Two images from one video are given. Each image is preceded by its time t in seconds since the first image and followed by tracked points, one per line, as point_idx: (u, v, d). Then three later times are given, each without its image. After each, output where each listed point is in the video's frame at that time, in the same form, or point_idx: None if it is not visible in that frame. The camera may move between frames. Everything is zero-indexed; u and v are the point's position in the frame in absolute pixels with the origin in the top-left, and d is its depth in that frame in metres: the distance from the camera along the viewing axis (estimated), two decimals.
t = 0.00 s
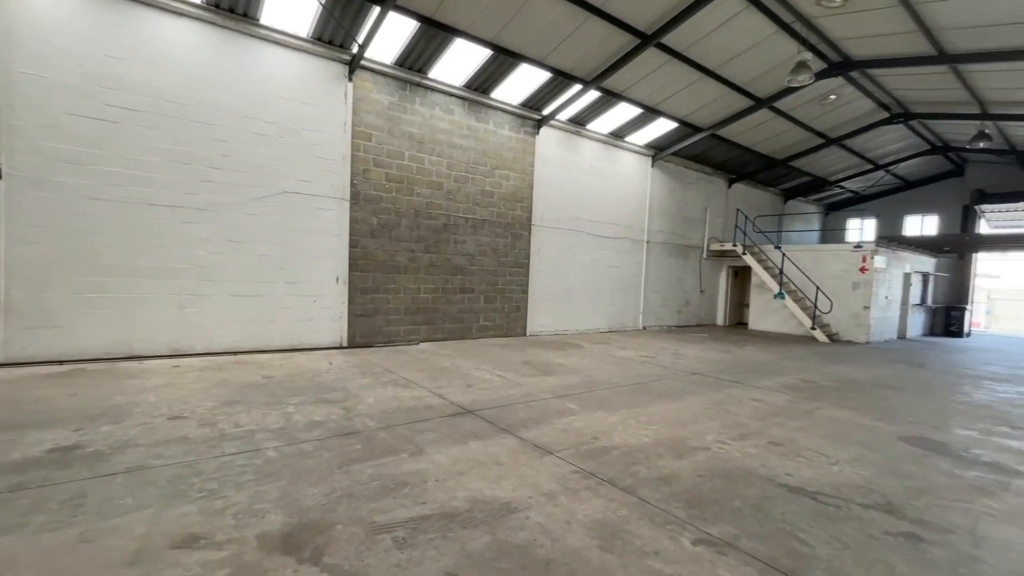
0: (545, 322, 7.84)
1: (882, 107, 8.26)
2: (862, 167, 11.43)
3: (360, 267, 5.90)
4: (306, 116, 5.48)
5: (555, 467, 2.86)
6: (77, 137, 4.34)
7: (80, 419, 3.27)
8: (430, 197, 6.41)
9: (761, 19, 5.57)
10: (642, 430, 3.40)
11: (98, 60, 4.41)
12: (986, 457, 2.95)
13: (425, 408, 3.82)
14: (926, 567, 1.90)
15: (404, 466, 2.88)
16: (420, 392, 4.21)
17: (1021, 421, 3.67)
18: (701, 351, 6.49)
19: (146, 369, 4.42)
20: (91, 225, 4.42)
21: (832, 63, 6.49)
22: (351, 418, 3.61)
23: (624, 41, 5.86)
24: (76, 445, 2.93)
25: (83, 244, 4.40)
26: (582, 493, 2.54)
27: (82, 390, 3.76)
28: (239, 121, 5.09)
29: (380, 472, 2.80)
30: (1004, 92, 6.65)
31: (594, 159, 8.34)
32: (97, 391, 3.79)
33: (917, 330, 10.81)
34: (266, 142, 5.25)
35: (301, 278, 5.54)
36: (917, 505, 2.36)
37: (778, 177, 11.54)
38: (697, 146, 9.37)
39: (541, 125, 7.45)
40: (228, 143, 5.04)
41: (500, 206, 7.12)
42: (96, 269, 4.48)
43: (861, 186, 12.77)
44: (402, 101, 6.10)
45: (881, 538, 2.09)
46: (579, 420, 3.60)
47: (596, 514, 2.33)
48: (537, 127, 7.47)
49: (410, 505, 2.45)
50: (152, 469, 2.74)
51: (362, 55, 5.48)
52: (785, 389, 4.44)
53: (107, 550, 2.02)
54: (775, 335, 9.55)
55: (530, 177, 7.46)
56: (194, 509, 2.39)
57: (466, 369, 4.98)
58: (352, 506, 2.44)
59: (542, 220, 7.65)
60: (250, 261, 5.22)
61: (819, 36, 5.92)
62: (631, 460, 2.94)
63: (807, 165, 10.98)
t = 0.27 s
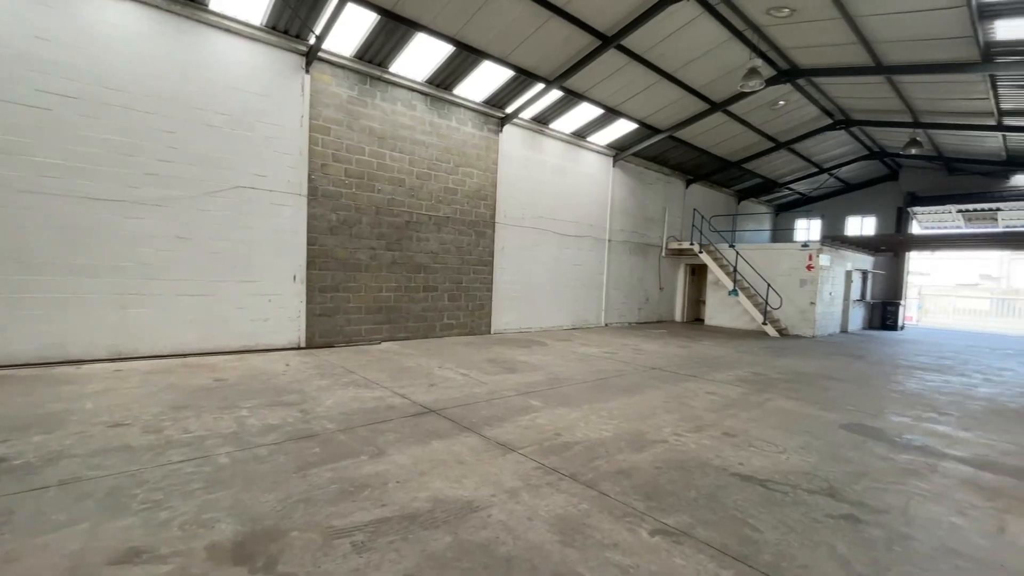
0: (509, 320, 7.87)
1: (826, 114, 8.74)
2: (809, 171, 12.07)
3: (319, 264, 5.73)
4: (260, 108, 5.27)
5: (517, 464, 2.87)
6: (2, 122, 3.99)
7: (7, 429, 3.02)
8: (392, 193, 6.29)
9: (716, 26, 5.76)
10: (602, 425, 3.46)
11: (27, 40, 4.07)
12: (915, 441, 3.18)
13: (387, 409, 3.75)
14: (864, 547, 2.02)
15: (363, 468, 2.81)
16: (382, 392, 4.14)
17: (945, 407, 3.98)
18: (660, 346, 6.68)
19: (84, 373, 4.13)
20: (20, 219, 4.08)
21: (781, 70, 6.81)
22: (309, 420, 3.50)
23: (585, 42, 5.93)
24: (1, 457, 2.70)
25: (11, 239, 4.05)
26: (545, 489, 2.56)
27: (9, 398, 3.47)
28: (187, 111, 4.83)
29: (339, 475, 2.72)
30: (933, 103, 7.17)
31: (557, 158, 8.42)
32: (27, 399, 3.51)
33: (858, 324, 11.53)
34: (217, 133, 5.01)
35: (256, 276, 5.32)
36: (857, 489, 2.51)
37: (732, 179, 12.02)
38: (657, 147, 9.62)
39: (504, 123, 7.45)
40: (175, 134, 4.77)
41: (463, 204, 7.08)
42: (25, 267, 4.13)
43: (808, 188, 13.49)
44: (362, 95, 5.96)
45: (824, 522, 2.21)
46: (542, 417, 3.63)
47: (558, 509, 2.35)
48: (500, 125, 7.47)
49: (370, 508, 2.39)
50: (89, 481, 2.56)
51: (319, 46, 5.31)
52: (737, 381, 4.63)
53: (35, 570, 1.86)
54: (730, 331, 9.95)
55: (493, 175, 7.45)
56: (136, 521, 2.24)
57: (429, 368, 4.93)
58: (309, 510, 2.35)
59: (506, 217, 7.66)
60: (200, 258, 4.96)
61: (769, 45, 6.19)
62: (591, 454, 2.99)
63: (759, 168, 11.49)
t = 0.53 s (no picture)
0: (474, 318, 7.84)
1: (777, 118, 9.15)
2: (762, 173, 12.62)
3: (275, 262, 5.53)
4: (211, 98, 5.03)
5: (479, 462, 2.86)
6: None
7: None
8: (353, 189, 6.15)
9: (674, 30, 5.92)
10: (564, 421, 3.50)
11: None
12: (855, 428, 3.38)
13: (347, 410, 3.67)
14: (810, 531, 2.12)
15: (321, 471, 2.73)
16: (342, 393, 4.04)
17: (881, 396, 4.25)
18: (622, 342, 6.83)
19: (13, 379, 3.82)
20: None
21: (735, 75, 7.08)
22: (264, 423, 3.37)
23: (548, 41, 5.97)
24: None
25: None
26: (507, 486, 2.56)
27: None
28: (129, 99, 4.55)
29: (295, 479, 2.63)
30: (872, 111, 7.64)
31: (521, 156, 8.45)
32: None
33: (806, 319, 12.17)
34: (164, 124, 4.74)
35: (208, 274, 5.08)
36: (803, 476, 2.64)
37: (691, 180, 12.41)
38: (619, 148, 9.81)
39: (468, 120, 7.41)
40: (117, 124, 4.48)
41: (427, 201, 7.00)
42: None
43: (761, 190, 14.10)
44: (321, 88, 5.80)
45: (773, 508, 2.31)
46: (506, 414, 3.63)
47: (519, 506, 2.36)
48: (464, 122, 7.43)
49: (328, 511, 2.32)
50: (17, 495, 2.36)
51: (275, 36, 5.13)
52: (694, 375, 4.79)
53: None
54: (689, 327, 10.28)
55: (457, 172, 7.40)
56: (70, 536, 2.09)
57: (391, 368, 4.85)
58: (262, 517, 2.26)
59: (470, 215, 7.63)
60: (145, 256, 4.69)
61: (724, 50, 6.41)
62: (553, 450, 3.02)
63: (716, 169, 11.92)
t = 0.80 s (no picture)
0: (439, 317, 7.78)
1: (732, 122, 9.50)
2: (719, 174, 13.08)
3: (229, 260, 5.30)
4: (157, 87, 4.77)
5: (441, 461, 2.83)
6: None
7: None
8: (312, 184, 5.97)
9: (635, 33, 6.03)
10: (528, 418, 3.52)
11: None
12: (802, 418, 3.55)
13: (305, 412, 3.56)
14: (761, 517, 2.21)
15: (276, 476, 2.63)
16: (300, 395, 3.91)
17: (826, 387, 4.49)
18: (586, 339, 6.94)
19: None
20: None
21: (693, 79, 7.29)
22: (216, 428, 3.22)
23: (512, 39, 5.97)
24: None
25: None
26: (469, 484, 2.55)
27: None
28: (66, 85, 4.25)
29: (248, 485, 2.52)
30: (820, 117, 8.04)
31: (486, 154, 8.43)
32: None
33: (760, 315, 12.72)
34: (105, 111, 4.46)
35: (155, 272, 4.82)
36: (755, 465, 2.75)
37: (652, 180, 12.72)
38: (582, 147, 9.94)
39: (431, 116, 7.33)
40: (51, 112, 4.18)
41: (389, 197, 6.88)
42: None
43: (718, 190, 14.62)
44: (277, 79, 5.61)
45: (727, 497, 2.40)
46: (470, 413, 3.62)
47: (481, 504, 2.35)
48: (427, 119, 7.35)
49: (283, 517, 2.24)
50: None
51: (227, 24, 4.91)
52: (655, 370, 4.91)
53: None
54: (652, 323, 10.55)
55: (421, 169, 7.31)
56: None
57: (353, 368, 4.74)
58: (212, 525, 2.15)
59: (434, 212, 7.56)
60: (85, 252, 4.40)
61: (682, 54, 6.59)
62: (516, 447, 3.03)
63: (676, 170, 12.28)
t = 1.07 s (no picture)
0: (405, 315, 7.67)
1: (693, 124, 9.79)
2: (681, 175, 13.45)
3: (182, 257, 5.06)
4: (101, 74, 4.50)
5: (405, 461, 2.80)
6: None
7: None
8: (271, 179, 5.77)
9: (599, 34, 6.12)
10: (493, 416, 3.52)
11: None
12: (757, 410, 3.70)
13: (263, 415, 3.43)
14: (718, 507, 2.28)
15: (230, 482, 2.52)
16: (258, 397, 3.77)
17: (779, 379, 4.69)
18: (552, 336, 7.01)
19: None
20: None
21: (655, 81, 7.47)
22: (166, 434, 3.06)
23: (478, 36, 5.94)
24: None
25: None
26: (433, 484, 2.52)
27: None
28: None
29: (200, 492, 2.41)
30: (774, 121, 8.39)
31: (452, 151, 8.38)
32: None
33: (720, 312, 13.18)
34: (41, 98, 4.16)
35: (99, 270, 4.54)
36: (713, 456, 2.84)
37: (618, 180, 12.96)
38: (549, 146, 10.01)
39: (396, 112, 7.22)
40: None
41: (353, 193, 6.73)
42: None
43: (680, 191, 15.05)
44: (233, 69, 5.38)
45: (687, 488, 2.46)
46: (435, 412, 3.58)
47: (445, 504, 2.33)
48: (392, 114, 7.23)
49: (237, 524, 2.15)
50: None
51: (177, 9, 4.68)
52: (619, 367, 5.01)
53: None
54: (617, 321, 10.76)
55: (386, 165, 7.18)
56: None
57: (314, 369, 4.62)
58: (159, 536, 2.04)
59: (400, 210, 7.45)
60: (19, 249, 4.10)
61: (645, 56, 6.74)
62: (481, 445, 3.02)
63: (640, 171, 12.55)
